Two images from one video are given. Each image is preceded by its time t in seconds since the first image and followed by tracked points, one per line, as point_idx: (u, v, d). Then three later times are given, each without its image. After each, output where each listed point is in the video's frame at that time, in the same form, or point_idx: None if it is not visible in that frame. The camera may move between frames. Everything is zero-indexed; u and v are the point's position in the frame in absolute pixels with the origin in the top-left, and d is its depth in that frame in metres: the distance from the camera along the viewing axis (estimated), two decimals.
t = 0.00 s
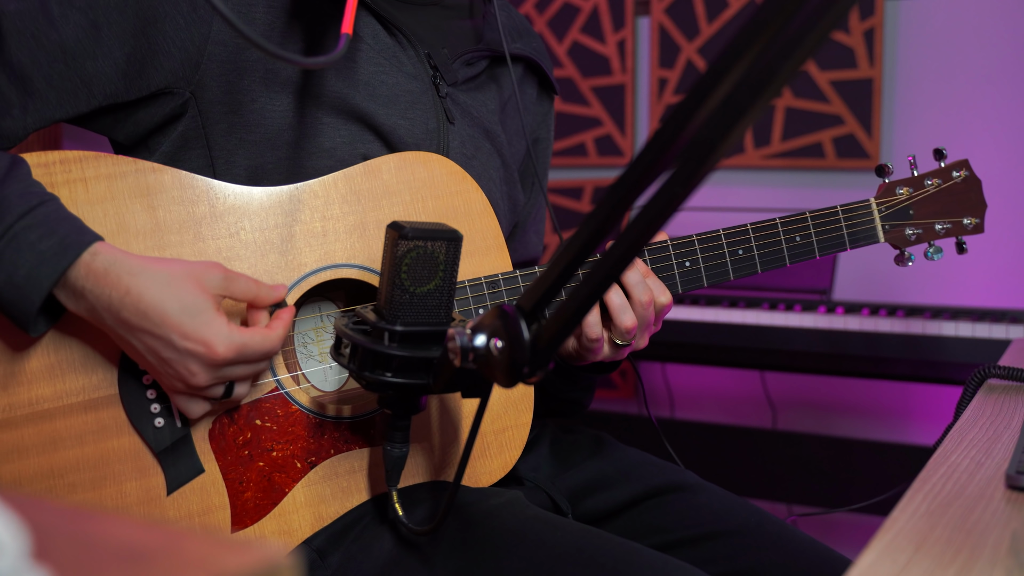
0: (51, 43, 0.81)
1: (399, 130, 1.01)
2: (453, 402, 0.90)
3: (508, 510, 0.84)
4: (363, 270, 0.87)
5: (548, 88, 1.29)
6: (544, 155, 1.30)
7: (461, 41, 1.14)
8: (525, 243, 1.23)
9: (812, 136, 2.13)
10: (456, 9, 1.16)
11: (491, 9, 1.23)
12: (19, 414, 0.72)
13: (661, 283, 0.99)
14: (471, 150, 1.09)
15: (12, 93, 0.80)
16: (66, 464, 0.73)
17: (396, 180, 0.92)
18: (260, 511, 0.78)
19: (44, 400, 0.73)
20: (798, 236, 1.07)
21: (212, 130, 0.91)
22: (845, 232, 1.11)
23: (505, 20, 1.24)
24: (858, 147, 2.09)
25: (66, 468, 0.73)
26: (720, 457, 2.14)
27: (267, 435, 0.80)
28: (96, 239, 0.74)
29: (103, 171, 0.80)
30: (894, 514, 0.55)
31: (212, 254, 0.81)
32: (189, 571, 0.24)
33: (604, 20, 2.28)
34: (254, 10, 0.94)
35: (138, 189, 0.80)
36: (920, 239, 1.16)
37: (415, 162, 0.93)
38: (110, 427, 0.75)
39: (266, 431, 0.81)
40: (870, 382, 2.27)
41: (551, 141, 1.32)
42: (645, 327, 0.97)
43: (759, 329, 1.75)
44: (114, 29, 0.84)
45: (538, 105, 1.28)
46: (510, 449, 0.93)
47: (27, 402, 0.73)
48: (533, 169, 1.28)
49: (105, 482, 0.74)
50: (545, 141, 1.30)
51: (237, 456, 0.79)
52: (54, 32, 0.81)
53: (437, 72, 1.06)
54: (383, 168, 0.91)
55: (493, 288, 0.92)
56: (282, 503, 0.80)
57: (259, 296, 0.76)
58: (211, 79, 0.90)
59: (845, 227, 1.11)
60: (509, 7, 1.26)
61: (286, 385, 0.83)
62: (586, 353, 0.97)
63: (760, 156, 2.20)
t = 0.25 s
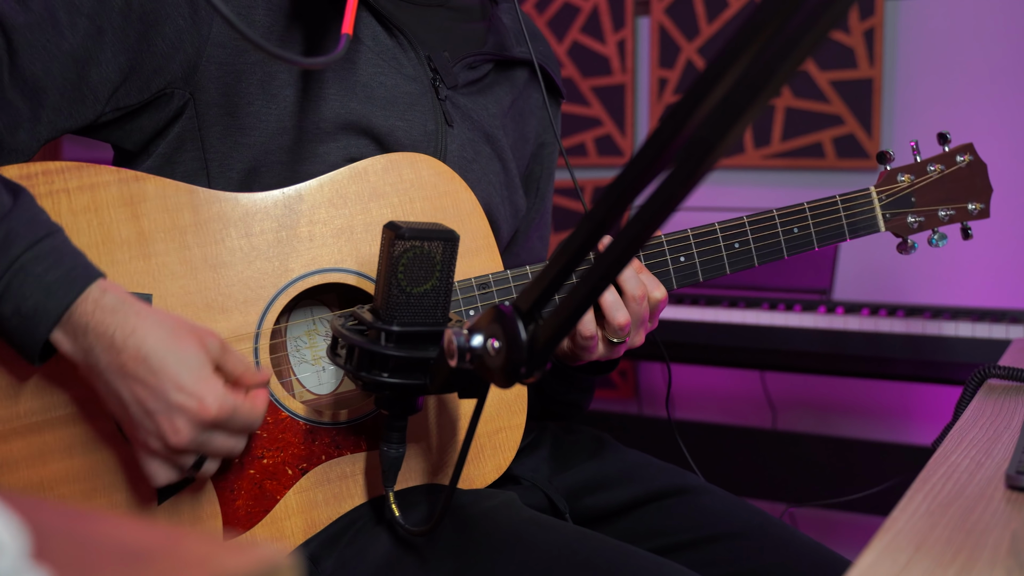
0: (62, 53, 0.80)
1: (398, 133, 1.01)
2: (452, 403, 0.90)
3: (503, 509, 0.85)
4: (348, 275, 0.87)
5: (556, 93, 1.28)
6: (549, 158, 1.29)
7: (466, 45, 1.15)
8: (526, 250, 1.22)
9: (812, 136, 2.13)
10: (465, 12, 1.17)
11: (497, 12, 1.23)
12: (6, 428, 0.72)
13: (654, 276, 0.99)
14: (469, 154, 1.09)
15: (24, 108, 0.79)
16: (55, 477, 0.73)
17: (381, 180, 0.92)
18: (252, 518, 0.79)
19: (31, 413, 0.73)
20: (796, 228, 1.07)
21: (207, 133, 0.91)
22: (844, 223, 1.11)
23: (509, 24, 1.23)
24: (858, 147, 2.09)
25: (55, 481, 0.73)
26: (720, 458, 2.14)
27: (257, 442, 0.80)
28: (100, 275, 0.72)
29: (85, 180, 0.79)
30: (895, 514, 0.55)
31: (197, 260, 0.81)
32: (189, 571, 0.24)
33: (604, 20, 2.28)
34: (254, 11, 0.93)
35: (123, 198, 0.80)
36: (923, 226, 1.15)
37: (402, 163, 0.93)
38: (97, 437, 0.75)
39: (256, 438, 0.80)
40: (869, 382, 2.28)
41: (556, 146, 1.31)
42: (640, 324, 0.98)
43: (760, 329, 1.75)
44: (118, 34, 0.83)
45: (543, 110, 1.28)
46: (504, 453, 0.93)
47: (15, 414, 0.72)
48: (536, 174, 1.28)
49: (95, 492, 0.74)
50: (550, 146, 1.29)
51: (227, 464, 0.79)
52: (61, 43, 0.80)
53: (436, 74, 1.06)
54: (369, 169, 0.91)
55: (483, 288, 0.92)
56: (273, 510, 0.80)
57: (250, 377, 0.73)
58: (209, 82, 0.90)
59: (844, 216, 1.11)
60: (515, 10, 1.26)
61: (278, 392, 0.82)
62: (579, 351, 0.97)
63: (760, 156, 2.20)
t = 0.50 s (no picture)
0: (51, 52, 0.81)
1: (393, 135, 1.01)
2: (452, 403, 0.90)
3: (501, 508, 0.85)
4: (343, 273, 0.87)
5: (552, 96, 1.28)
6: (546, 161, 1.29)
7: (463, 47, 1.14)
8: (522, 253, 1.23)
9: (812, 136, 2.13)
10: (465, 15, 1.17)
11: (494, 15, 1.22)
12: None
13: (648, 279, 0.99)
14: (465, 157, 1.09)
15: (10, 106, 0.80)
16: (48, 468, 0.73)
17: (376, 179, 0.92)
18: (243, 513, 0.79)
19: (25, 404, 0.73)
20: (794, 233, 1.07)
21: (202, 134, 0.90)
22: (842, 227, 1.11)
23: (506, 26, 1.22)
24: (858, 147, 2.09)
25: (48, 472, 0.73)
26: (720, 458, 2.14)
27: (249, 438, 0.81)
28: (116, 252, 0.75)
29: (81, 177, 0.80)
30: (894, 514, 0.55)
31: (193, 256, 0.82)
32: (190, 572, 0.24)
33: (604, 20, 2.28)
34: (252, 9, 0.93)
35: (117, 196, 0.81)
36: (925, 233, 1.16)
37: (396, 162, 0.93)
38: (92, 432, 0.75)
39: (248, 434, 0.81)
40: (869, 382, 2.28)
41: (553, 148, 1.31)
42: (633, 325, 0.97)
43: (760, 329, 1.75)
44: (110, 36, 0.84)
45: (541, 113, 1.28)
46: (498, 453, 0.93)
47: (9, 406, 0.73)
48: (533, 177, 1.29)
49: (87, 485, 0.74)
50: (547, 149, 1.29)
51: (220, 459, 0.79)
52: (51, 43, 0.81)
53: (432, 77, 1.06)
54: (360, 169, 0.91)
55: (477, 289, 0.91)
56: (264, 507, 0.80)
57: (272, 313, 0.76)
58: (202, 85, 0.90)
59: (843, 223, 1.11)
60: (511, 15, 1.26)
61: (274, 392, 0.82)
62: (574, 352, 0.97)
63: (760, 156, 2.20)
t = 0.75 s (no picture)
0: (49, 49, 0.80)
1: (391, 137, 1.01)
2: (451, 403, 0.90)
3: (500, 509, 0.84)
4: (340, 274, 0.87)
5: (549, 99, 1.28)
6: (543, 163, 1.29)
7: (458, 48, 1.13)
8: (517, 255, 1.23)
9: (812, 136, 2.13)
10: (465, 17, 1.18)
11: (491, 18, 1.23)
12: None
13: (645, 280, 0.99)
14: (461, 158, 1.08)
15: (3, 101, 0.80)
16: (45, 468, 0.74)
17: (372, 181, 0.91)
18: (238, 514, 0.78)
19: (22, 404, 0.74)
20: (791, 235, 1.08)
21: (201, 135, 0.91)
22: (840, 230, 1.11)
23: (503, 29, 1.23)
24: (858, 147, 2.09)
25: (45, 472, 0.74)
26: (719, 458, 2.14)
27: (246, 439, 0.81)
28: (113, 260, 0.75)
29: (79, 178, 0.81)
30: (894, 514, 0.55)
31: (190, 257, 0.82)
32: (190, 571, 0.24)
33: (604, 20, 2.28)
34: (252, 9, 0.93)
35: (115, 196, 0.81)
36: (922, 235, 1.15)
37: (393, 163, 0.92)
38: (89, 431, 0.75)
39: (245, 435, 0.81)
40: (869, 382, 2.28)
41: (551, 151, 1.31)
42: (630, 327, 0.97)
43: (760, 329, 1.75)
44: (108, 33, 0.84)
45: (538, 116, 1.28)
46: (495, 453, 0.93)
47: (7, 405, 0.73)
48: (530, 179, 1.29)
49: (84, 485, 0.75)
50: (544, 151, 1.29)
51: (216, 459, 0.79)
52: (50, 40, 0.80)
53: (428, 79, 1.06)
54: (358, 171, 0.91)
55: (473, 291, 0.91)
56: (260, 507, 0.80)
57: (262, 316, 0.77)
58: (201, 85, 0.90)
59: (839, 223, 1.12)
60: (507, 17, 1.26)
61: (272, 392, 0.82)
62: (571, 354, 0.97)
63: (759, 156, 2.19)
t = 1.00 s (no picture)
0: (53, 54, 0.81)
1: (390, 138, 1.00)
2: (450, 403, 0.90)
3: (499, 510, 0.85)
4: (340, 275, 0.87)
5: (549, 100, 1.28)
6: (543, 165, 1.29)
7: (456, 48, 1.14)
8: (516, 257, 1.23)
9: (812, 136, 2.13)
10: (464, 17, 1.19)
11: (492, 18, 1.23)
12: None
13: (645, 281, 0.99)
14: (461, 159, 1.08)
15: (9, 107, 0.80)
16: (47, 467, 0.74)
17: (374, 182, 0.91)
18: (240, 514, 0.78)
19: (25, 403, 0.74)
20: (791, 236, 1.07)
21: (200, 136, 0.91)
22: (841, 231, 1.11)
23: (503, 30, 1.23)
24: (858, 147, 2.09)
25: (46, 471, 0.74)
26: (719, 458, 2.14)
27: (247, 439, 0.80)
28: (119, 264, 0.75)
29: (81, 178, 0.80)
30: (894, 514, 0.55)
31: (191, 258, 0.82)
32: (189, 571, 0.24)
33: (605, 20, 2.28)
34: (252, 9, 0.93)
35: (117, 196, 0.81)
36: (922, 237, 1.15)
37: (394, 164, 0.92)
38: (90, 431, 0.75)
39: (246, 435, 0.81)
40: (869, 382, 2.28)
41: (551, 152, 1.31)
42: (631, 327, 0.98)
43: (760, 329, 1.75)
44: (110, 38, 0.84)
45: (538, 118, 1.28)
46: (495, 454, 0.93)
47: (10, 404, 0.74)
48: (530, 180, 1.29)
49: (85, 485, 0.74)
50: (544, 153, 1.29)
51: (217, 460, 0.79)
52: (53, 45, 0.81)
53: (427, 80, 1.06)
54: (361, 171, 0.91)
55: (474, 291, 0.91)
56: (262, 508, 0.79)
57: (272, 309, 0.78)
58: (202, 86, 0.90)
59: (840, 224, 1.12)
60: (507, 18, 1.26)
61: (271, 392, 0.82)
62: (572, 354, 0.97)
63: (760, 156, 2.20)
